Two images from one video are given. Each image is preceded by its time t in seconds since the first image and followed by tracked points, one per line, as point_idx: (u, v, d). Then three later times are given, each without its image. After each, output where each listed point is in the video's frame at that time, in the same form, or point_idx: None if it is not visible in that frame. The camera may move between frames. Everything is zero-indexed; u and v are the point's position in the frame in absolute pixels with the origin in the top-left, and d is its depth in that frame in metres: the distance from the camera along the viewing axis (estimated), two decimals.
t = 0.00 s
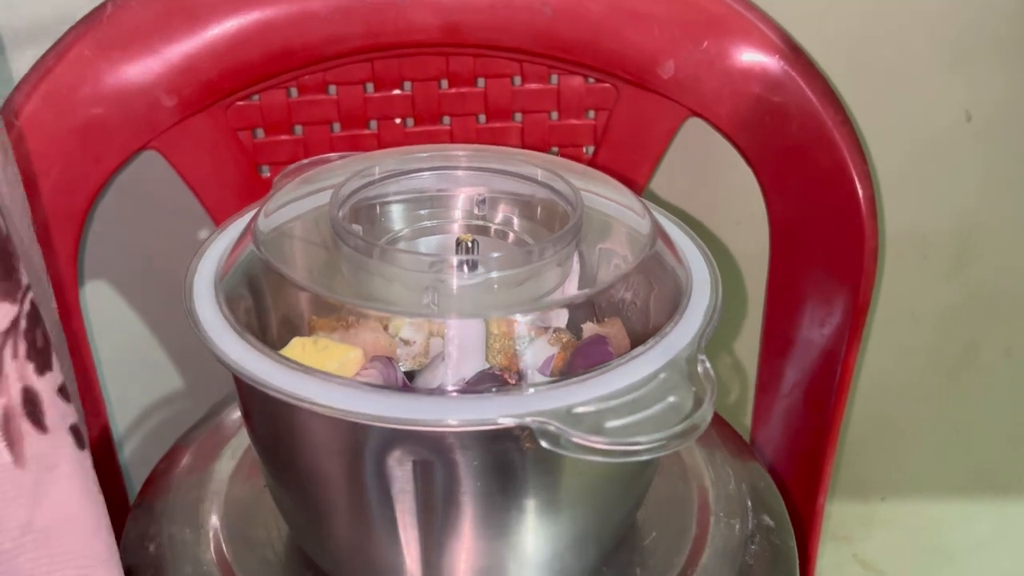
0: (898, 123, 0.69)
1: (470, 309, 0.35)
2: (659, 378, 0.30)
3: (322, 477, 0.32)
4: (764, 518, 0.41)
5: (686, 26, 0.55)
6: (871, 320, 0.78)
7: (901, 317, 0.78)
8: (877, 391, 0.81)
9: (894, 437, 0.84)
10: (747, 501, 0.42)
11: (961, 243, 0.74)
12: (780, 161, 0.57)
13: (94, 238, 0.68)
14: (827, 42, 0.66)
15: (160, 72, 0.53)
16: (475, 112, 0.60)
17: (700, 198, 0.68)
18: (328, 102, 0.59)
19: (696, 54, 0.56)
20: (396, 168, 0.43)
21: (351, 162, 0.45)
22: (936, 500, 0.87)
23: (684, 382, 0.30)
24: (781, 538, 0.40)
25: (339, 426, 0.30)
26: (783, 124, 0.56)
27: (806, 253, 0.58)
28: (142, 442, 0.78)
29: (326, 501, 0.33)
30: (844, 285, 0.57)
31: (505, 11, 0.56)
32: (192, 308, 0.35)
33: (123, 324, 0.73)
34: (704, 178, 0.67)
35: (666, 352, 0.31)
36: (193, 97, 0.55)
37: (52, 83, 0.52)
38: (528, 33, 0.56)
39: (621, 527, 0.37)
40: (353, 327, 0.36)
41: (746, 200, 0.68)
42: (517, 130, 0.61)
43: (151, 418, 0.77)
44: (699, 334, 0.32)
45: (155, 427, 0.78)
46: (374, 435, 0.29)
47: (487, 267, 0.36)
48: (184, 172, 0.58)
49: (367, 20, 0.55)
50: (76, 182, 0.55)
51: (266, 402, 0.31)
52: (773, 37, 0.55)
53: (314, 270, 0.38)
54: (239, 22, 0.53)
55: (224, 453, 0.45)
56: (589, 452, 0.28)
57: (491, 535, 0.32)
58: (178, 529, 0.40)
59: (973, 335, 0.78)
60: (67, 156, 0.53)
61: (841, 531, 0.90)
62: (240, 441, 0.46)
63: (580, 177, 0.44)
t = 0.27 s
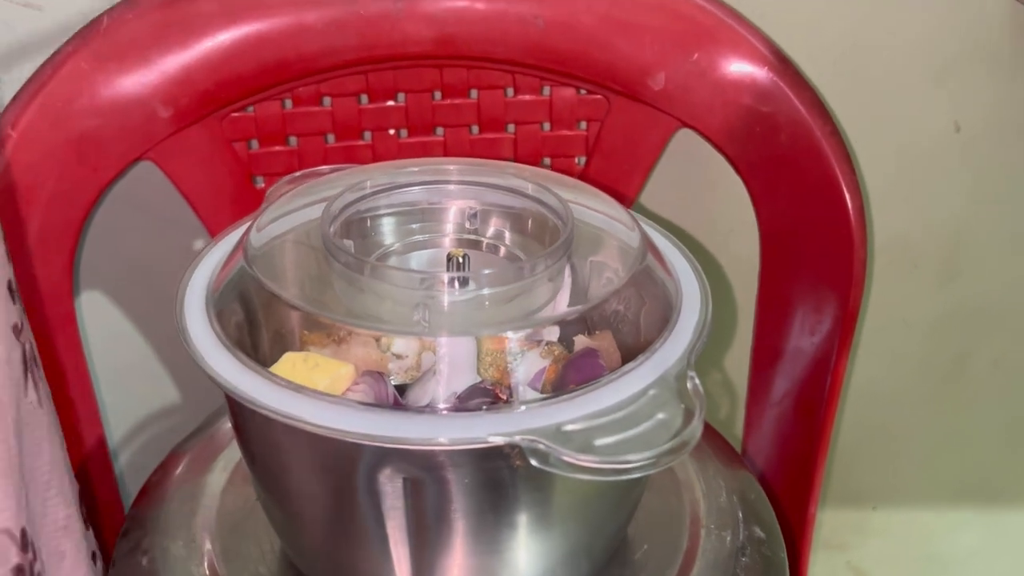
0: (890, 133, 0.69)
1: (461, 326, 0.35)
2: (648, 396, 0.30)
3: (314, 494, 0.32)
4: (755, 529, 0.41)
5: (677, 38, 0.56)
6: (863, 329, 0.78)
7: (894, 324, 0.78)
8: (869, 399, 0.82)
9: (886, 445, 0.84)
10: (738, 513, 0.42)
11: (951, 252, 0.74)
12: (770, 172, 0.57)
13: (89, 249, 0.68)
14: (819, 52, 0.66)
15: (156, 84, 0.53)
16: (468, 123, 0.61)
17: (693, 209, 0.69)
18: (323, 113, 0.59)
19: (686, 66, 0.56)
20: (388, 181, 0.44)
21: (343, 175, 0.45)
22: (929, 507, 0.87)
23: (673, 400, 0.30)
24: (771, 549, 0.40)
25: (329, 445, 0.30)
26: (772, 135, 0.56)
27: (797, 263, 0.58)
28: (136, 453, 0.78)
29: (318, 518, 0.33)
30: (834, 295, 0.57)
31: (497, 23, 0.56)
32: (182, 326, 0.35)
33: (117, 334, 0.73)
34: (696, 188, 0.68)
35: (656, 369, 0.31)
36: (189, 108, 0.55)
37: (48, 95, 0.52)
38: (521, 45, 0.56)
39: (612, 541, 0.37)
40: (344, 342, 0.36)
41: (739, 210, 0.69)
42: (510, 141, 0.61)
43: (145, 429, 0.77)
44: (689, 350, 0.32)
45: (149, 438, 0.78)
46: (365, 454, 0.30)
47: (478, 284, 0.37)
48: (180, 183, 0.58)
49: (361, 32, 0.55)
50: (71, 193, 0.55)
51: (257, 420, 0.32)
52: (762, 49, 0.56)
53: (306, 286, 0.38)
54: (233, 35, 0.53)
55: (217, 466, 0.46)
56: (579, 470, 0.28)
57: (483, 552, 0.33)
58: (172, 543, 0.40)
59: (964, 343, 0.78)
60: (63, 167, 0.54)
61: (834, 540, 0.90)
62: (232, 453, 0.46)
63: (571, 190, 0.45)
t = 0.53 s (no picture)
0: (873, 143, 0.70)
1: (446, 326, 0.36)
2: (626, 394, 0.31)
3: (301, 493, 0.33)
4: (736, 531, 0.42)
5: (662, 49, 0.57)
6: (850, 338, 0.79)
7: (880, 333, 0.79)
8: (857, 407, 0.82)
9: (874, 453, 0.85)
10: (720, 514, 0.43)
11: (936, 261, 0.75)
12: (754, 181, 0.58)
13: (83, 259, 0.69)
14: (802, 64, 0.67)
15: (145, 96, 0.54)
16: (456, 133, 0.61)
17: (680, 218, 0.70)
18: (313, 124, 0.60)
19: (671, 77, 0.57)
20: (374, 189, 0.44)
21: (331, 184, 0.46)
22: (918, 516, 0.88)
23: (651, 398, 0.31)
24: (752, 550, 0.41)
25: (314, 441, 0.31)
26: (757, 145, 0.57)
27: (781, 270, 0.59)
28: (128, 461, 0.79)
29: (305, 518, 0.34)
30: (818, 302, 0.58)
31: (484, 35, 0.57)
32: (172, 328, 0.35)
33: (111, 344, 0.73)
34: (683, 198, 0.69)
35: (634, 369, 0.32)
36: (177, 120, 0.56)
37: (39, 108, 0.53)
38: (508, 56, 0.57)
39: (595, 540, 0.38)
40: (332, 345, 0.36)
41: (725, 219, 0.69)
42: (498, 152, 0.62)
43: (138, 437, 0.78)
44: (666, 350, 0.33)
45: (142, 446, 0.78)
46: (349, 450, 0.30)
47: (463, 287, 0.37)
48: (170, 193, 0.59)
49: (350, 44, 0.56)
50: (62, 203, 0.56)
51: (244, 419, 0.32)
52: (746, 60, 0.57)
53: (294, 290, 0.39)
54: (223, 46, 0.54)
55: (207, 470, 0.46)
56: (558, 465, 0.29)
57: (466, 550, 0.33)
58: (160, 545, 0.41)
59: (950, 352, 0.79)
60: (53, 178, 0.55)
61: (824, 548, 0.90)
62: (221, 458, 0.47)
63: (553, 198, 0.46)
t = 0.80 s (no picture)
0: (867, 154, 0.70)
1: (437, 350, 0.36)
2: (618, 420, 0.31)
3: (293, 519, 0.33)
4: (730, 550, 0.42)
5: (655, 63, 0.57)
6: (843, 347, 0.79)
7: (874, 343, 0.79)
8: (851, 417, 0.83)
9: (868, 462, 0.85)
10: (714, 532, 0.43)
11: (929, 272, 0.75)
12: (747, 195, 0.58)
13: (76, 271, 0.69)
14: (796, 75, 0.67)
15: (139, 111, 0.54)
16: (450, 146, 0.61)
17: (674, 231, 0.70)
18: (306, 138, 0.60)
19: (664, 91, 0.57)
20: (365, 208, 0.44)
21: (323, 202, 0.46)
22: (911, 524, 0.88)
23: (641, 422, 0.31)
24: (746, 569, 0.41)
25: (306, 469, 0.30)
26: (749, 158, 0.57)
27: (774, 283, 0.59)
28: (122, 474, 0.79)
29: (297, 542, 0.34)
30: (810, 314, 0.58)
31: (478, 49, 0.57)
32: (163, 352, 0.35)
33: (104, 356, 0.73)
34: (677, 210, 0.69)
35: (627, 393, 0.32)
36: (171, 134, 0.56)
37: (33, 122, 0.53)
38: (502, 70, 0.57)
39: (589, 560, 0.38)
40: (325, 364, 0.36)
41: (719, 231, 0.69)
42: (491, 165, 0.62)
43: (132, 449, 0.78)
44: (659, 374, 0.33)
45: (136, 458, 0.78)
46: (340, 478, 0.30)
47: (455, 310, 0.37)
48: (163, 206, 0.59)
49: (344, 58, 0.56)
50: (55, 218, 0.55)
51: (236, 446, 0.32)
52: (738, 74, 0.57)
53: (286, 312, 0.39)
54: (216, 62, 0.54)
55: (200, 488, 0.46)
56: (551, 493, 0.29)
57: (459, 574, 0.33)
58: (153, 565, 0.41)
59: (944, 361, 0.79)
60: (47, 193, 0.54)
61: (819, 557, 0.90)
62: (214, 475, 0.47)
63: (545, 215, 0.45)
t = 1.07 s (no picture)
0: (860, 162, 0.71)
1: (434, 360, 0.37)
2: (612, 427, 0.31)
3: (291, 527, 0.33)
4: (725, 556, 0.42)
5: (649, 73, 0.57)
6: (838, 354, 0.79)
7: (869, 349, 0.79)
8: (845, 423, 0.83)
9: (863, 468, 0.85)
10: (708, 539, 0.43)
11: (922, 278, 0.76)
12: (741, 203, 0.59)
13: (73, 279, 0.69)
14: (789, 84, 0.68)
15: (136, 121, 0.54)
16: (446, 156, 0.62)
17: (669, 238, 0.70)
18: (303, 147, 0.60)
19: (659, 101, 0.58)
20: (363, 217, 0.45)
21: (321, 212, 0.46)
22: (906, 529, 0.88)
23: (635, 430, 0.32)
24: None
25: (304, 478, 0.31)
26: (743, 167, 0.58)
27: (768, 291, 0.60)
28: (120, 481, 0.79)
29: (295, 550, 0.34)
30: (804, 322, 0.59)
31: (474, 59, 0.57)
32: (162, 362, 0.36)
33: (102, 364, 0.73)
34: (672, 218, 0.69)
35: (621, 401, 0.32)
36: (169, 144, 0.56)
37: (32, 132, 0.53)
38: (497, 80, 0.58)
39: (585, 566, 0.38)
40: (323, 373, 0.36)
41: (714, 239, 0.70)
42: (487, 174, 0.63)
43: (130, 457, 0.78)
44: (653, 382, 0.34)
45: (134, 466, 0.78)
46: (337, 486, 0.30)
47: (452, 319, 0.38)
48: (161, 216, 0.59)
49: (340, 68, 0.56)
50: (53, 227, 0.56)
51: (235, 454, 0.32)
52: (731, 83, 0.58)
53: (283, 321, 0.39)
54: (214, 72, 0.55)
55: (197, 496, 0.46)
56: (546, 500, 0.29)
57: None
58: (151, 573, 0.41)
59: (938, 367, 0.80)
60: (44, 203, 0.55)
61: (814, 562, 0.91)
62: (211, 483, 0.47)
63: (540, 225, 0.46)
